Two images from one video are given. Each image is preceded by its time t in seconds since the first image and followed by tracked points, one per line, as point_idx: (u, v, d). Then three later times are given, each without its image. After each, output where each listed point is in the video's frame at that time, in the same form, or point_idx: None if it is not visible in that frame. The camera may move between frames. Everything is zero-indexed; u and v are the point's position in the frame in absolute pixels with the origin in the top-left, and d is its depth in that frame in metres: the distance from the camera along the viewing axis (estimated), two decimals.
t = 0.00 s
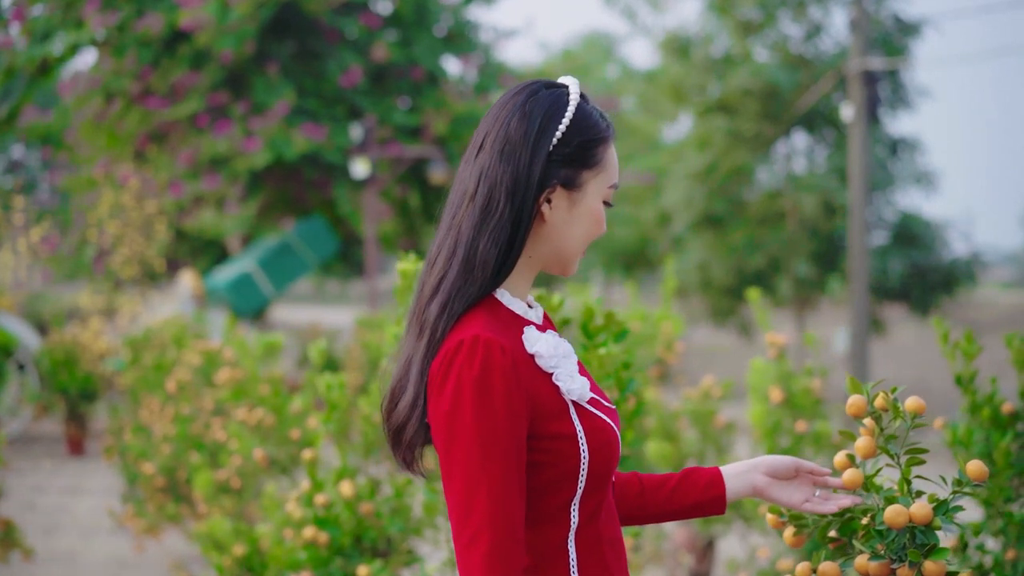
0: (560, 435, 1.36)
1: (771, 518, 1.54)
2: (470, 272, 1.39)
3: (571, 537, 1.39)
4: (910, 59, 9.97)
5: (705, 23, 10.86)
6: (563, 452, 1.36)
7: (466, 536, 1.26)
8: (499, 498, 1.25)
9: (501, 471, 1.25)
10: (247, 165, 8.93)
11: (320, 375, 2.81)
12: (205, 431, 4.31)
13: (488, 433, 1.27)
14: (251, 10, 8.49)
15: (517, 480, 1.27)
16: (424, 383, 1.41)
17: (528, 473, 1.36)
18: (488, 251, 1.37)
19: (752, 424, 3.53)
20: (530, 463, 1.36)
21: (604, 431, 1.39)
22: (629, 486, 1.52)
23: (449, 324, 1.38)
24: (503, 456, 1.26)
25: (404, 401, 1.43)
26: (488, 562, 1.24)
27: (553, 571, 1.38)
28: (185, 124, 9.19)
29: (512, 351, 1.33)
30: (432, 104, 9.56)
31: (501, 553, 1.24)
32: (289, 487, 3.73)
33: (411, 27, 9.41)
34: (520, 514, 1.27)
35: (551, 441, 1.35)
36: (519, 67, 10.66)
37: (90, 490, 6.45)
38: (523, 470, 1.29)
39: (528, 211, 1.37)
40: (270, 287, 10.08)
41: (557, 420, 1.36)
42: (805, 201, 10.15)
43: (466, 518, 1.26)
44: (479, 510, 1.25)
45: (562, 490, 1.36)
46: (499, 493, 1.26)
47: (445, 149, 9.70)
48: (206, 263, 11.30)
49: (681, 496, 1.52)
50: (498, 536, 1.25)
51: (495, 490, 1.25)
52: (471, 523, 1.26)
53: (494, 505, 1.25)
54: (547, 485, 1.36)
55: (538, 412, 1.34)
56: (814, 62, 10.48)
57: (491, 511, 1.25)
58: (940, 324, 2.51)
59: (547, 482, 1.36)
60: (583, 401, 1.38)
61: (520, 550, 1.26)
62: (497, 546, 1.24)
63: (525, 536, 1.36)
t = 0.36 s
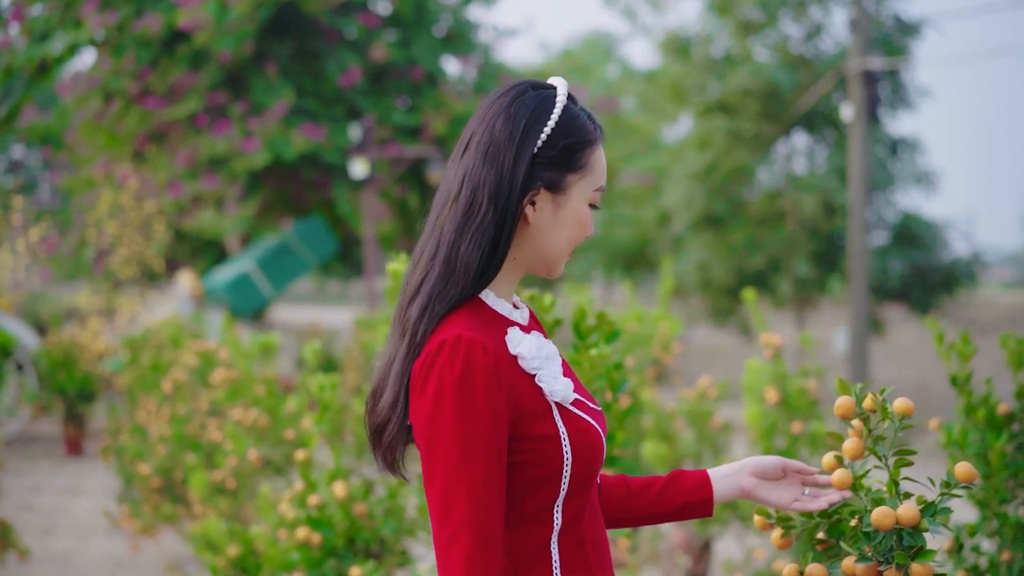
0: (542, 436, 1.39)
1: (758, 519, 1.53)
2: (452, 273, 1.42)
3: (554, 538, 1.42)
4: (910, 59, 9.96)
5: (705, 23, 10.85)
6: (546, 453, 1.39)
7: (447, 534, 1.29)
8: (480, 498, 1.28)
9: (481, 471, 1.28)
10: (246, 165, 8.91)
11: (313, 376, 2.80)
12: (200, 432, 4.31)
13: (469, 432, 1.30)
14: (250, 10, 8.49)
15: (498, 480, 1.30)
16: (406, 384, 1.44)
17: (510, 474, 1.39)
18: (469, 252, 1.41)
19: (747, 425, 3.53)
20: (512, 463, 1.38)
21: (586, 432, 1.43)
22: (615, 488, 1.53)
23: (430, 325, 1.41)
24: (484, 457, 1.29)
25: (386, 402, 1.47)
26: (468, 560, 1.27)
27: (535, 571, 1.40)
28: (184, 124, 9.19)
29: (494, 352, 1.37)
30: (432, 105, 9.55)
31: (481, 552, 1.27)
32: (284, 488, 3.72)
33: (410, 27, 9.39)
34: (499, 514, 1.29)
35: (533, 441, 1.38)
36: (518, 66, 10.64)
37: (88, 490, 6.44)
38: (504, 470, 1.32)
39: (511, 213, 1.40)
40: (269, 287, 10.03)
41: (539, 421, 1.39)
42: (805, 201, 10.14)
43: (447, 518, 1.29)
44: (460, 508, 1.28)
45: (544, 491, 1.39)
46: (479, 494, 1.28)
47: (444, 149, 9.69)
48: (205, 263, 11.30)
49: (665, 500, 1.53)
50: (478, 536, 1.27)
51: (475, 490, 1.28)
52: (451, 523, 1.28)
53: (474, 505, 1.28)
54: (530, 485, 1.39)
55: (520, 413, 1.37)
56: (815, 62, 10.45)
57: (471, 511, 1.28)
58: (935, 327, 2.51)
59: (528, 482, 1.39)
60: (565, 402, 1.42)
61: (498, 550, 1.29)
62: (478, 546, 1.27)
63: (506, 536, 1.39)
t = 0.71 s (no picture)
0: (524, 438, 1.38)
1: (743, 520, 1.52)
2: (435, 273, 1.42)
3: (537, 541, 1.41)
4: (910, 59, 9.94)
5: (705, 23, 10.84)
6: (528, 454, 1.39)
7: (429, 536, 1.28)
8: (462, 500, 1.28)
9: (464, 473, 1.28)
10: (244, 165, 8.92)
11: (306, 375, 2.80)
12: (196, 432, 4.31)
13: (452, 434, 1.29)
14: (248, 10, 8.48)
15: (480, 481, 1.29)
16: (389, 384, 1.44)
17: (493, 475, 1.38)
18: (453, 253, 1.40)
19: (743, 425, 3.53)
20: (495, 464, 1.38)
21: (569, 433, 1.42)
22: (598, 488, 1.53)
23: (413, 326, 1.41)
24: (467, 459, 1.28)
25: (370, 403, 1.47)
26: (450, 561, 1.27)
27: (516, 572, 1.40)
28: (183, 124, 9.19)
29: (477, 353, 1.36)
30: (431, 104, 9.48)
31: (463, 554, 1.27)
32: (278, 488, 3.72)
33: (409, 27, 9.36)
34: (481, 515, 1.29)
35: (517, 443, 1.38)
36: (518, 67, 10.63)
37: (86, 490, 6.44)
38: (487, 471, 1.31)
39: (496, 215, 1.40)
40: (268, 287, 9.82)
41: (522, 422, 1.39)
42: (805, 201, 10.13)
43: (430, 519, 1.28)
44: (442, 510, 1.27)
45: (526, 492, 1.39)
46: (461, 496, 1.28)
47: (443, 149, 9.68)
48: (204, 263, 11.30)
49: (647, 500, 1.53)
50: (461, 538, 1.27)
51: (457, 493, 1.27)
52: (433, 525, 1.28)
53: (456, 506, 1.27)
54: (513, 486, 1.39)
55: (502, 416, 1.37)
56: (815, 62, 10.43)
57: (453, 513, 1.27)
58: (929, 327, 2.50)
59: (511, 484, 1.39)
60: (548, 403, 1.42)
61: (481, 552, 1.28)
62: (460, 548, 1.27)
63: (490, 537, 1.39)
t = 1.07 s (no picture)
0: (510, 438, 1.38)
1: (726, 521, 1.52)
2: (420, 274, 1.41)
3: (524, 541, 1.41)
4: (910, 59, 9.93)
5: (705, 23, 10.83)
6: (515, 454, 1.39)
7: (416, 538, 1.28)
8: (448, 500, 1.27)
9: (450, 474, 1.28)
10: (243, 165, 8.92)
11: (299, 375, 2.80)
12: (192, 433, 4.32)
13: (438, 433, 1.29)
14: (247, 11, 8.47)
15: (466, 482, 1.29)
16: (375, 384, 1.44)
17: (479, 475, 1.38)
18: (438, 255, 1.40)
19: (738, 425, 3.54)
20: (481, 465, 1.38)
21: (555, 433, 1.42)
22: (579, 488, 1.53)
23: (398, 327, 1.41)
24: (454, 460, 1.28)
25: (356, 405, 1.46)
26: (436, 563, 1.26)
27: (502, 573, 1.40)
28: (182, 124, 9.19)
29: (463, 353, 1.36)
30: (431, 104, 9.44)
31: (449, 555, 1.27)
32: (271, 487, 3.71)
33: (409, 27, 9.32)
34: (468, 516, 1.29)
35: (503, 443, 1.38)
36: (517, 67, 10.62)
37: (83, 491, 6.44)
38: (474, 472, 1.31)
39: (481, 217, 1.39)
40: (267, 286, 9.77)
41: (509, 422, 1.39)
42: (805, 201, 10.13)
43: (416, 521, 1.28)
44: (429, 511, 1.27)
45: (512, 491, 1.39)
46: (448, 497, 1.27)
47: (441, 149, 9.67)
48: (204, 264, 11.31)
49: (626, 503, 1.52)
50: (448, 539, 1.27)
51: (445, 493, 1.27)
52: (420, 526, 1.28)
53: (443, 507, 1.27)
54: (498, 487, 1.39)
55: (489, 415, 1.37)
56: (815, 62, 10.42)
57: (439, 515, 1.27)
58: (921, 326, 2.52)
59: (497, 485, 1.39)
60: (534, 403, 1.42)
61: (468, 553, 1.28)
62: (446, 550, 1.26)
63: (475, 538, 1.38)
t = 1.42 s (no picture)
0: (492, 437, 1.38)
1: (706, 521, 1.52)
2: (402, 273, 1.41)
3: (506, 541, 1.40)
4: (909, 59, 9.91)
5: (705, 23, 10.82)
6: (497, 454, 1.38)
7: (398, 538, 1.27)
8: (430, 498, 1.26)
9: (432, 472, 1.27)
10: (241, 166, 8.90)
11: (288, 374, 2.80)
12: (187, 433, 4.32)
13: (421, 430, 1.28)
14: (245, 10, 8.45)
15: (447, 482, 1.28)
16: (357, 383, 1.43)
17: (461, 475, 1.37)
18: (419, 254, 1.39)
19: (732, 425, 3.53)
20: (464, 465, 1.37)
21: (537, 433, 1.41)
22: (559, 488, 1.54)
23: (380, 327, 1.40)
24: (436, 458, 1.27)
25: (337, 404, 1.45)
26: (417, 563, 1.26)
27: (483, 574, 1.39)
28: (180, 124, 9.18)
29: (445, 351, 1.35)
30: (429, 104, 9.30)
31: (430, 556, 1.26)
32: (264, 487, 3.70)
33: (408, 27, 9.23)
34: (450, 515, 1.28)
35: (485, 443, 1.37)
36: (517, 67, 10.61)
37: (80, 491, 6.43)
38: (456, 470, 1.30)
39: (463, 217, 1.39)
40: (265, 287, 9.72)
41: (490, 422, 1.38)
42: (805, 201, 10.14)
43: (397, 521, 1.27)
44: (410, 510, 1.26)
45: (494, 491, 1.38)
46: (429, 496, 1.26)
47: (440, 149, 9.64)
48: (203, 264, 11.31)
49: (607, 502, 1.53)
50: (428, 538, 1.26)
51: (427, 492, 1.26)
52: (401, 526, 1.27)
53: (424, 506, 1.26)
54: (481, 487, 1.38)
55: (471, 414, 1.36)
56: (814, 62, 10.42)
57: (421, 514, 1.26)
58: (912, 325, 2.51)
59: (479, 485, 1.38)
60: (516, 403, 1.41)
61: (450, 552, 1.28)
62: (428, 549, 1.26)
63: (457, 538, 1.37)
